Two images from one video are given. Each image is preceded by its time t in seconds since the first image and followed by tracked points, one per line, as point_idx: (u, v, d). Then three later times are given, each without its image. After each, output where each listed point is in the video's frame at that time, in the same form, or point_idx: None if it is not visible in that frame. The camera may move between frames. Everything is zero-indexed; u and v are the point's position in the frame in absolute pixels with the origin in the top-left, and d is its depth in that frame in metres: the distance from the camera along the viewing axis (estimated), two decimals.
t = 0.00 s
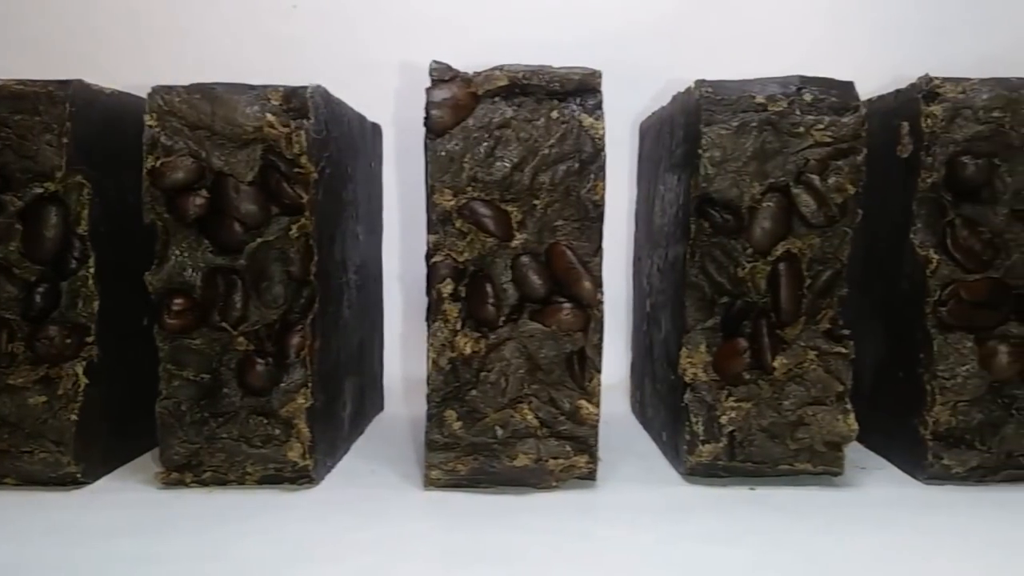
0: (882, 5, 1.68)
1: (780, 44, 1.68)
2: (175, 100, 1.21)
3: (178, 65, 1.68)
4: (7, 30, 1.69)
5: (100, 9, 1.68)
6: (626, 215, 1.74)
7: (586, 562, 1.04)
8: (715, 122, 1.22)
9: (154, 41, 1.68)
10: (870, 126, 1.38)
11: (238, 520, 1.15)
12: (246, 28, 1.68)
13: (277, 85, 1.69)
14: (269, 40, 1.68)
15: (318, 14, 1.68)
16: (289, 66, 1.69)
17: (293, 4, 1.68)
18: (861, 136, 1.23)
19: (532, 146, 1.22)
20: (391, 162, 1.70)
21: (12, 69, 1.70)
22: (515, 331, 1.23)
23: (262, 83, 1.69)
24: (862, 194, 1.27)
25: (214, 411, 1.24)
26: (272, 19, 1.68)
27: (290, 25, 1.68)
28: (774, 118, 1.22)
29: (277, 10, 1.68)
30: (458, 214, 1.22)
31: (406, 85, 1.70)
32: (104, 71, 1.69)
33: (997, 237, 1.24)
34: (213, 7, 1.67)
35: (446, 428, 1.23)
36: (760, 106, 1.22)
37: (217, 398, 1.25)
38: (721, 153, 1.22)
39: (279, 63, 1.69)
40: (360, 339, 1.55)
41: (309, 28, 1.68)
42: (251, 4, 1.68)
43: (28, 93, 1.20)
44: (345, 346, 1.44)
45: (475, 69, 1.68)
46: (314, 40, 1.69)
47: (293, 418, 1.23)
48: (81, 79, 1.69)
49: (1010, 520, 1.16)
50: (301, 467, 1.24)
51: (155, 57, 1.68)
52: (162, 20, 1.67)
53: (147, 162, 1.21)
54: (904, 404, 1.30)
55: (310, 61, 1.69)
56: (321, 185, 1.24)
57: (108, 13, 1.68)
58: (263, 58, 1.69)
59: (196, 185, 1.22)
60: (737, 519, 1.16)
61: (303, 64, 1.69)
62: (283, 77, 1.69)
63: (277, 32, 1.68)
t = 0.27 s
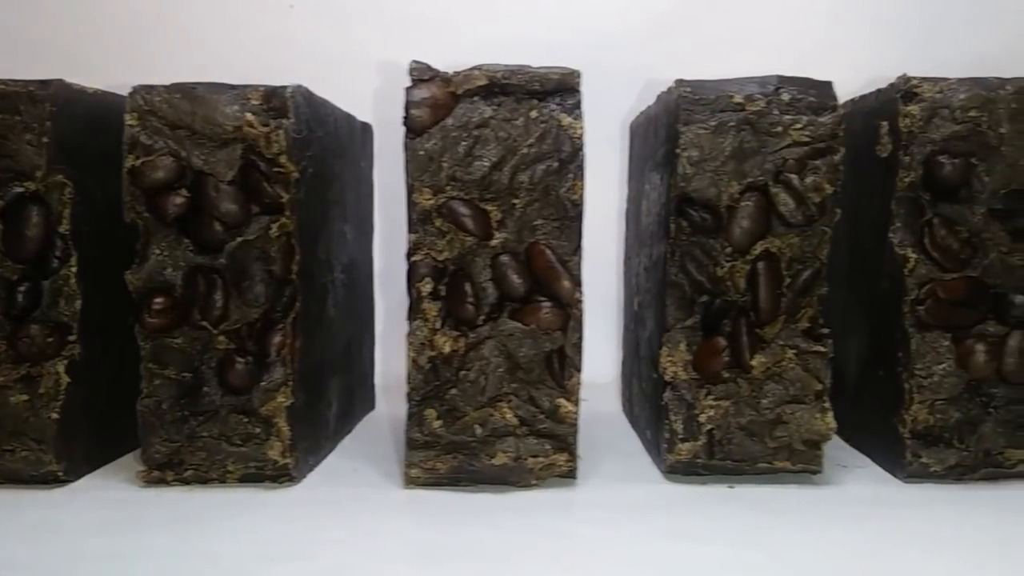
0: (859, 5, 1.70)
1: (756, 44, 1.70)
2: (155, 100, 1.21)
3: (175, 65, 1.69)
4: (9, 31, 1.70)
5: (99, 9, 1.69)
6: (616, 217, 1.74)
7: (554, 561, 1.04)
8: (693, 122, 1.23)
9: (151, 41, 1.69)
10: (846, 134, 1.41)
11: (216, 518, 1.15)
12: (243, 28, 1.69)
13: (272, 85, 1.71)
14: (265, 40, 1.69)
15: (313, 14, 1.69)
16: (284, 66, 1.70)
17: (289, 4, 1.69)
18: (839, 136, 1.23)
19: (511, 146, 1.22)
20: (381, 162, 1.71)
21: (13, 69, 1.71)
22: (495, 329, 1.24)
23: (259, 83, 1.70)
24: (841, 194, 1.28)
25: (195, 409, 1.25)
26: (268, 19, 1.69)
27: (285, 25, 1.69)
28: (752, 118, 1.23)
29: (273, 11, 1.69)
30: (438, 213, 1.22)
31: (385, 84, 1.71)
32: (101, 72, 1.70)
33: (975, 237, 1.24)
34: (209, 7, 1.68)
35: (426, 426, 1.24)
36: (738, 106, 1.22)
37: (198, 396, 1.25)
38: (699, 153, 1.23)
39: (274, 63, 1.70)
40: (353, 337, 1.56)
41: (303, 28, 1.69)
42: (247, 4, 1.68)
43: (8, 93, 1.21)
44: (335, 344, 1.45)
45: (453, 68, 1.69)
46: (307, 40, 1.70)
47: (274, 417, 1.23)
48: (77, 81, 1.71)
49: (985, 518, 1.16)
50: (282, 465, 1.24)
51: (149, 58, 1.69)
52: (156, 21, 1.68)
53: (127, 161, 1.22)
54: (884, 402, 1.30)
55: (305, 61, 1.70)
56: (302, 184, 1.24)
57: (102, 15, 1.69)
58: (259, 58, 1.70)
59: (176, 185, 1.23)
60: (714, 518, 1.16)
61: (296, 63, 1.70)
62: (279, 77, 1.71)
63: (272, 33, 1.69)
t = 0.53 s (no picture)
0: (839, 3, 1.68)
1: (734, 42, 1.69)
2: (131, 100, 1.22)
3: (167, 64, 1.70)
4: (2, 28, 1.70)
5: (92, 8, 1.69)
6: (604, 216, 1.72)
7: (523, 562, 1.04)
8: (668, 121, 1.23)
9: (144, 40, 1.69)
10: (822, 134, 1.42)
11: (191, 517, 1.16)
12: (236, 28, 1.69)
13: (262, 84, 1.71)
14: (258, 39, 1.70)
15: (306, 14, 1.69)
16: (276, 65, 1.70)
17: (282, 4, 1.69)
18: (813, 135, 1.23)
19: (487, 145, 1.22)
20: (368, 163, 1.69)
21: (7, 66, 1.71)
22: (471, 328, 1.24)
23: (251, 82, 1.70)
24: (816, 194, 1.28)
25: (172, 408, 1.25)
26: (261, 19, 1.69)
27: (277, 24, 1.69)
28: (726, 118, 1.23)
29: (266, 10, 1.69)
30: (414, 213, 1.23)
31: (362, 84, 1.71)
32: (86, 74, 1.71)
33: (949, 236, 1.25)
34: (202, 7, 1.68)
35: (403, 425, 1.24)
36: (713, 105, 1.23)
37: (175, 395, 1.26)
38: (674, 152, 1.23)
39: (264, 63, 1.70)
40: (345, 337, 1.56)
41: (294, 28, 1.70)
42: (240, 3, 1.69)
43: None
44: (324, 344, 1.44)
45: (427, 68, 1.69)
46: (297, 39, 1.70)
47: (250, 416, 1.24)
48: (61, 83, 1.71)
49: (957, 517, 1.16)
50: (258, 464, 1.24)
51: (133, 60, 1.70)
52: (139, 21, 1.69)
53: (103, 161, 1.22)
54: (861, 401, 1.31)
55: (296, 60, 1.70)
56: (280, 184, 1.25)
57: (91, 15, 1.69)
58: (250, 57, 1.70)
59: (153, 184, 1.23)
60: (688, 518, 1.16)
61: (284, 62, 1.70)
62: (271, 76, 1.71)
63: (264, 32, 1.69)
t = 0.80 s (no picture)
0: (820, 4, 1.69)
1: (713, 42, 1.69)
2: (105, 99, 1.22)
3: (148, 63, 1.70)
4: None
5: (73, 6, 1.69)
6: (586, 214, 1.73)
7: (492, 561, 1.04)
8: (642, 122, 1.24)
9: (125, 39, 1.69)
10: (796, 137, 1.44)
11: (164, 516, 1.16)
12: (217, 27, 1.69)
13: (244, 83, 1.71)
14: (240, 39, 1.70)
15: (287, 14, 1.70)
16: (257, 65, 1.71)
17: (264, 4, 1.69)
18: (786, 135, 1.24)
19: (460, 145, 1.23)
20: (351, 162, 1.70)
21: None
22: (445, 328, 1.24)
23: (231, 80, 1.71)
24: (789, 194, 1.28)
25: (147, 407, 1.26)
26: (243, 19, 1.69)
27: (259, 24, 1.70)
28: (699, 118, 1.24)
29: (248, 10, 1.69)
30: (388, 212, 1.23)
31: (343, 84, 1.71)
32: (64, 74, 1.71)
33: (922, 236, 1.25)
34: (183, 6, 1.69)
35: (378, 424, 1.24)
36: (686, 105, 1.24)
37: (150, 394, 1.26)
38: (647, 152, 1.24)
39: (245, 62, 1.71)
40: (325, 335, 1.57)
41: (276, 27, 1.70)
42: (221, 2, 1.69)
43: None
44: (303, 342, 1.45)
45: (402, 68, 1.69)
46: (278, 39, 1.70)
47: (224, 415, 1.24)
48: (39, 83, 1.71)
49: (927, 516, 1.17)
50: (233, 462, 1.25)
51: (113, 60, 1.70)
52: (121, 21, 1.69)
53: (78, 161, 1.23)
54: (835, 400, 1.31)
55: (277, 60, 1.71)
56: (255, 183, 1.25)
57: (73, 13, 1.69)
58: (232, 56, 1.70)
59: (127, 184, 1.23)
60: (660, 516, 1.17)
61: (265, 62, 1.71)
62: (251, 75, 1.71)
63: (245, 31, 1.70)
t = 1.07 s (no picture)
0: (801, 3, 1.69)
1: (694, 42, 1.70)
2: (80, 99, 1.22)
3: (129, 62, 1.70)
4: None
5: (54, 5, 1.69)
6: (564, 214, 1.73)
7: (463, 560, 1.04)
8: (616, 121, 1.24)
9: (106, 38, 1.69)
10: (772, 136, 1.44)
11: (138, 516, 1.16)
12: (199, 27, 1.69)
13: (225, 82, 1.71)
14: (221, 38, 1.70)
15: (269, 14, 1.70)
16: (238, 64, 1.71)
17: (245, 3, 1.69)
18: (759, 135, 1.24)
19: (434, 144, 1.23)
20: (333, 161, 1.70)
21: None
22: (419, 327, 1.25)
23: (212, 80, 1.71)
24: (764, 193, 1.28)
25: (122, 406, 1.26)
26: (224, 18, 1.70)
27: (240, 23, 1.70)
28: (673, 117, 1.24)
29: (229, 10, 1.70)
30: (362, 212, 1.23)
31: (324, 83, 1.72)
32: (44, 73, 1.71)
33: (896, 236, 1.25)
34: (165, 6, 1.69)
35: (352, 423, 1.25)
36: (660, 105, 1.24)
37: (125, 393, 1.26)
38: (621, 152, 1.24)
39: (227, 61, 1.71)
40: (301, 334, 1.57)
41: (258, 27, 1.70)
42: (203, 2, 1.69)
43: None
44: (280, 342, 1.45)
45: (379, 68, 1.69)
46: (260, 39, 1.71)
47: (199, 414, 1.24)
48: (16, 82, 1.71)
49: (899, 515, 1.17)
50: (208, 462, 1.25)
51: (94, 59, 1.70)
52: (103, 20, 1.69)
53: (53, 161, 1.23)
54: (810, 400, 1.32)
55: (259, 60, 1.71)
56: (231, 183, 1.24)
57: (54, 12, 1.70)
58: (213, 56, 1.70)
59: (102, 183, 1.23)
60: (633, 515, 1.17)
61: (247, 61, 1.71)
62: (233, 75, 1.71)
63: (226, 31, 1.70)
